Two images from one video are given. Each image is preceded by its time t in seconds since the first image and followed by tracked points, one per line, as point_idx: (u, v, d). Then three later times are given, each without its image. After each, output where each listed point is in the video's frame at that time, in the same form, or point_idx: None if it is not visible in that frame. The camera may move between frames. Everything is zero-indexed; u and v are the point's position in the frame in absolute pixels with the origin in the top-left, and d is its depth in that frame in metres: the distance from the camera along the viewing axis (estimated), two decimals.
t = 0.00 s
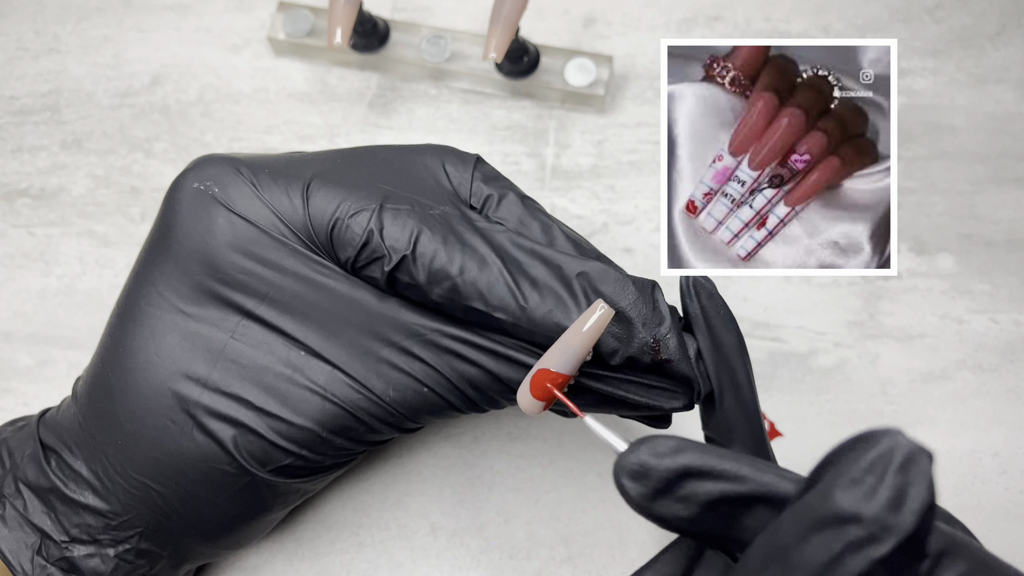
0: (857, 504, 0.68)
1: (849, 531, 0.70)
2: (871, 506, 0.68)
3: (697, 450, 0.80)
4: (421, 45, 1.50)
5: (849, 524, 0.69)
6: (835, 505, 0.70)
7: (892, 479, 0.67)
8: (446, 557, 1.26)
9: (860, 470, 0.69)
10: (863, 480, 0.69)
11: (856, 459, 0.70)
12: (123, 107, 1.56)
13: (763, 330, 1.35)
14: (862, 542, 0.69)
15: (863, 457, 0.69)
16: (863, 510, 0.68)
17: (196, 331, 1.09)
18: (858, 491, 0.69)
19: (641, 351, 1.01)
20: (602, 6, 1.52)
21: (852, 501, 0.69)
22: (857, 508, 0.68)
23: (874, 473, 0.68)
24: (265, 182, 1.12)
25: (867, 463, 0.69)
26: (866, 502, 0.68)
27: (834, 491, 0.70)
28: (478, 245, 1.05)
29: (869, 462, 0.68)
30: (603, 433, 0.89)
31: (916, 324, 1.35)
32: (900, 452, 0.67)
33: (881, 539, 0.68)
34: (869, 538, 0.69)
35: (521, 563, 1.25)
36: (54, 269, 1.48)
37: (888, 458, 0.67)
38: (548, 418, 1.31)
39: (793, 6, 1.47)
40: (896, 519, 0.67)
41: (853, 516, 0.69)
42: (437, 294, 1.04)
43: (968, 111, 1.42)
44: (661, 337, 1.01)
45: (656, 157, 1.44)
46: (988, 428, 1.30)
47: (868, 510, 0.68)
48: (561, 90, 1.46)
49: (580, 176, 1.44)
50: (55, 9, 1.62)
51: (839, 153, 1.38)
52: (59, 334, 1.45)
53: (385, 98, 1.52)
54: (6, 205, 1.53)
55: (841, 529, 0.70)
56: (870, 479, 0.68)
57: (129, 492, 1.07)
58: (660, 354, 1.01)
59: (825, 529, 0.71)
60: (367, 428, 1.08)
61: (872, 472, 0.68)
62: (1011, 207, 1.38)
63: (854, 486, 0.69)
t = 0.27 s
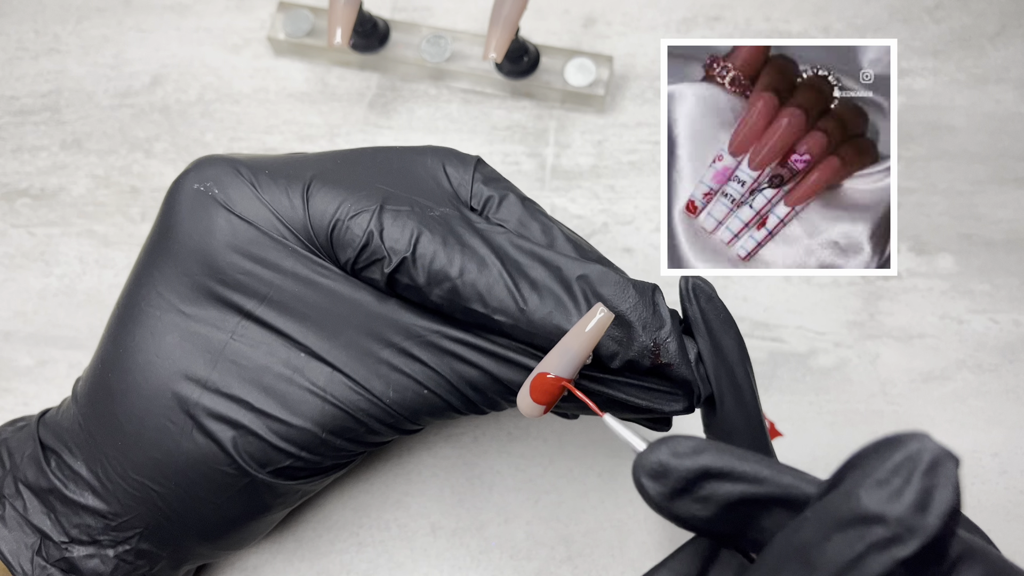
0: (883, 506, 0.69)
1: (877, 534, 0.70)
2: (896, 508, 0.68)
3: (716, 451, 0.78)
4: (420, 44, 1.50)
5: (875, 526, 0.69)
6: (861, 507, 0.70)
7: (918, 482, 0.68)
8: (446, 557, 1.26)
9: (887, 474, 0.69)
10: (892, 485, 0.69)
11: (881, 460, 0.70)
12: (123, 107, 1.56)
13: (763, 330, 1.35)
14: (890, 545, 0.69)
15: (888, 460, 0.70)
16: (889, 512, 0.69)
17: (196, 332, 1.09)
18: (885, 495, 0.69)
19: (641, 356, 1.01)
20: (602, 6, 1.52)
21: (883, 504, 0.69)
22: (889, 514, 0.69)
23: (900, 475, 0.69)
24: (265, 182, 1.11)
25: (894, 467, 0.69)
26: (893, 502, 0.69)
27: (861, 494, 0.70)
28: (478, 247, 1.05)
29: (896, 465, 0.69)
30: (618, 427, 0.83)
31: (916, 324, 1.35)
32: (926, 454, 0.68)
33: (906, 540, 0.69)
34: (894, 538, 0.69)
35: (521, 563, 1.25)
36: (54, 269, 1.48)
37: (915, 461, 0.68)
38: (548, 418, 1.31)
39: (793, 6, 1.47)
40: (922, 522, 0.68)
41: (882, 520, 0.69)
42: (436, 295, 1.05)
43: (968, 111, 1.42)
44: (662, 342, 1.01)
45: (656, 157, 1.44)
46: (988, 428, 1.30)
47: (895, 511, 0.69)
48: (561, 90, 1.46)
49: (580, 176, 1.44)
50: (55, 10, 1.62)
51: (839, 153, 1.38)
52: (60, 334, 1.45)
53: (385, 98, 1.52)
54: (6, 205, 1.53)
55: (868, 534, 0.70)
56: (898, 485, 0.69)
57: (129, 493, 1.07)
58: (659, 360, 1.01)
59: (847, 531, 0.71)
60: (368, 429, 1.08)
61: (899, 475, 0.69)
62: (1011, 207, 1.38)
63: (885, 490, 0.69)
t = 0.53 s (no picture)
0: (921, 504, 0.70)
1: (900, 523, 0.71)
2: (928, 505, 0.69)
3: (738, 457, 0.80)
4: (421, 44, 1.50)
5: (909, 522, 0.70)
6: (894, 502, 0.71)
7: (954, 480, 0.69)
8: (446, 557, 1.26)
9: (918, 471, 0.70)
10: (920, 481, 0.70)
11: (914, 459, 0.71)
12: (123, 107, 1.56)
13: (763, 330, 1.35)
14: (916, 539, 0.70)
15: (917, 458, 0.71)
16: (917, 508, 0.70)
17: (195, 326, 1.09)
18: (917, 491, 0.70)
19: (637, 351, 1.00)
20: (602, 6, 1.52)
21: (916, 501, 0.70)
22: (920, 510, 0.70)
23: (935, 474, 0.70)
24: (266, 178, 1.12)
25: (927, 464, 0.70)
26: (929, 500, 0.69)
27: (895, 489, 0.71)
28: (478, 245, 1.05)
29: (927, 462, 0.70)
30: (635, 439, 0.87)
31: (916, 324, 1.35)
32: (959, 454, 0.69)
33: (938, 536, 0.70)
34: (931, 536, 0.69)
35: (521, 563, 1.25)
36: (54, 269, 1.48)
37: (951, 460, 0.69)
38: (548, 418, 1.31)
39: (793, 6, 1.47)
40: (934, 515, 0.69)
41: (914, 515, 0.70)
42: (434, 292, 1.04)
43: (967, 111, 1.42)
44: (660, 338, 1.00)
45: (656, 157, 1.44)
46: (988, 428, 1.30)
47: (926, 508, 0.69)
48: (561, 90, 1.46)
49: (580, 176, 1.44)
50: (55, 10, 1.62)
51: (839, 153, 1.38)
52: (60, 334, 1.45)
53: (385, 98, 1.52)
54: (6, 205, 1.53)
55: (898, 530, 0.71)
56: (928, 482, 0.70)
57: (126, 488, 1.07)
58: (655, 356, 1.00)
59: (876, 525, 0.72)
60: (365, 427, 1.08)
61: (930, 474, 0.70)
62: (1011, 207, 1.38)
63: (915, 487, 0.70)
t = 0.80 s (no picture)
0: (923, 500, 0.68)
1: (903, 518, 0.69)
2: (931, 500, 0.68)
3: (739, 454, 0.80)
4: (420, 44, 1.50)
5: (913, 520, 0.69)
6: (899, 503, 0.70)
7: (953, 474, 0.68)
8: (446, 557, 1.26)
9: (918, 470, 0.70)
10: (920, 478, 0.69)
11: (914, 459, 0.70)
12: (123, 107, 1.56)
13: (763, 330, 1.35)
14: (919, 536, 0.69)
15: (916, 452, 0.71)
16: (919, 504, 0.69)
17: (196, 325, 1.09)
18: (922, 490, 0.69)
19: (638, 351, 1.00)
20: (602, 6, 1.52)
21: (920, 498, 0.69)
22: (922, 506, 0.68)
23: (936, 473, 0.69)
24: (268, 178, 1.12)
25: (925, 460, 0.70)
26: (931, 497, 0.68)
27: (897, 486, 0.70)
28: (480, 245, 1.05)
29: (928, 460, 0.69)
30: (637, 439, 0.89)
31: (916, 324, 1.35)
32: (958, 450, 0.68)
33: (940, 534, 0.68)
34: (931, 535, 0.68)
35: (521, 563, 1.25)
36: (54, 269, 1.48)
37: (951, 459, 0.68)
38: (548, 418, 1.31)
39: (793, 6, 1.47)
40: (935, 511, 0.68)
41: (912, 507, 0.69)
42: (436, 291, 1.05)
43: (967, 111, 1.42)
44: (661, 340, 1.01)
45: (656, 157, 1.44)
46: (988, 428, 1.30)
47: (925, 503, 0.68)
48: (560, 90, 1.46)
49: (579, 176, 1.44)
50: (55, 10, 1.62)
51: (839, 153, 1.38)
52: (60, 334, 1.45)
53: (385, 98, 1.52)
54: (6, 205, 1.53)
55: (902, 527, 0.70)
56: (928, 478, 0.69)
57: (126, 486, 1.07)
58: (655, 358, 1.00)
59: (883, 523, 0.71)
60: (365, 428, 1.08)
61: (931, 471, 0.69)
62: (1011, 207, 1.38)
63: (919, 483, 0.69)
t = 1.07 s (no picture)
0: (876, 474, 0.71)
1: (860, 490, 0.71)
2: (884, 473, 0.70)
3: (706, 432, 0.81)
4: (420, 45, 1.50)
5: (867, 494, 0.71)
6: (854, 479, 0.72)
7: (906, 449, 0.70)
8: (446, 557, 1.26)
9: (873, 447, 0.71)
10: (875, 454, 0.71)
11: (868, 435, 0.72)
12: (124, 107, 1.56)
13: (763, 330, 1.35)
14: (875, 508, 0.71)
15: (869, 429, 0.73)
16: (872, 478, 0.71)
17: (195, 318, 1.09)
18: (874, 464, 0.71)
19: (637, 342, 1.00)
20: (602, 6, 1.52)
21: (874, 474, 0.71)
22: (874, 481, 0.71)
23: (886, 448, 0.71)
24: (271, 174, 1.14)
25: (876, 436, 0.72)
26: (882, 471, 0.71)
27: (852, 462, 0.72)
28: (480, 239, 1.05)
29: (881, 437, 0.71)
30: (607, 418, 0.88)
31: (916, 324, 1.35)
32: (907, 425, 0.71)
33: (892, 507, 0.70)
34: (883, 510, 0.71)
35: (521, 563, 1.25)
36: (54, 269, 1.48)
37: (899, 434, 0.71)
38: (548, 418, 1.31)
39: (793, 6, 1.47)
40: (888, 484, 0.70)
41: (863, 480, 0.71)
42: (435, 283, 1.04)
43: (967, 111, 1.42)
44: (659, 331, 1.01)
45: (656, 157, 1.44)
46: (988, 428, 1.30)
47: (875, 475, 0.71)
48: (560, 90, 1.46)
49: (580, 176, 1.44)
50: (55, 10, 1.62)
51: (839, 153, 1.38)
52: (60, 334, 1.44)
53: (385, 98, 1.52)
54: (6, 205, 1.53)
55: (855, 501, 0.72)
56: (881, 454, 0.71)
57: (124, 480, 1.07)
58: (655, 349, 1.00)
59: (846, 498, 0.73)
60: (364, 423, 1.07)
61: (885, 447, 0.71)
62: (1011, 207, 1.38)
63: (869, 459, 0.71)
